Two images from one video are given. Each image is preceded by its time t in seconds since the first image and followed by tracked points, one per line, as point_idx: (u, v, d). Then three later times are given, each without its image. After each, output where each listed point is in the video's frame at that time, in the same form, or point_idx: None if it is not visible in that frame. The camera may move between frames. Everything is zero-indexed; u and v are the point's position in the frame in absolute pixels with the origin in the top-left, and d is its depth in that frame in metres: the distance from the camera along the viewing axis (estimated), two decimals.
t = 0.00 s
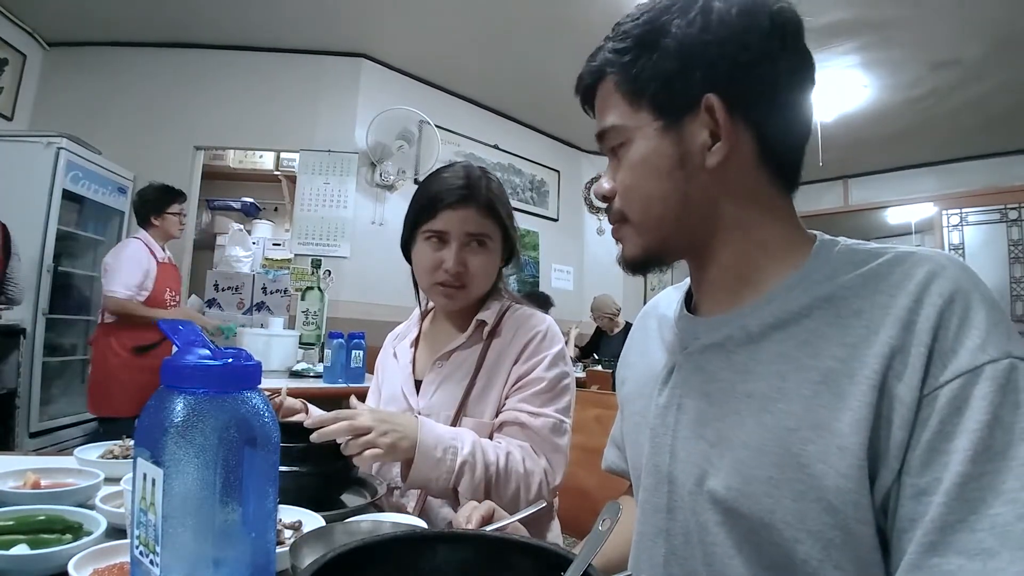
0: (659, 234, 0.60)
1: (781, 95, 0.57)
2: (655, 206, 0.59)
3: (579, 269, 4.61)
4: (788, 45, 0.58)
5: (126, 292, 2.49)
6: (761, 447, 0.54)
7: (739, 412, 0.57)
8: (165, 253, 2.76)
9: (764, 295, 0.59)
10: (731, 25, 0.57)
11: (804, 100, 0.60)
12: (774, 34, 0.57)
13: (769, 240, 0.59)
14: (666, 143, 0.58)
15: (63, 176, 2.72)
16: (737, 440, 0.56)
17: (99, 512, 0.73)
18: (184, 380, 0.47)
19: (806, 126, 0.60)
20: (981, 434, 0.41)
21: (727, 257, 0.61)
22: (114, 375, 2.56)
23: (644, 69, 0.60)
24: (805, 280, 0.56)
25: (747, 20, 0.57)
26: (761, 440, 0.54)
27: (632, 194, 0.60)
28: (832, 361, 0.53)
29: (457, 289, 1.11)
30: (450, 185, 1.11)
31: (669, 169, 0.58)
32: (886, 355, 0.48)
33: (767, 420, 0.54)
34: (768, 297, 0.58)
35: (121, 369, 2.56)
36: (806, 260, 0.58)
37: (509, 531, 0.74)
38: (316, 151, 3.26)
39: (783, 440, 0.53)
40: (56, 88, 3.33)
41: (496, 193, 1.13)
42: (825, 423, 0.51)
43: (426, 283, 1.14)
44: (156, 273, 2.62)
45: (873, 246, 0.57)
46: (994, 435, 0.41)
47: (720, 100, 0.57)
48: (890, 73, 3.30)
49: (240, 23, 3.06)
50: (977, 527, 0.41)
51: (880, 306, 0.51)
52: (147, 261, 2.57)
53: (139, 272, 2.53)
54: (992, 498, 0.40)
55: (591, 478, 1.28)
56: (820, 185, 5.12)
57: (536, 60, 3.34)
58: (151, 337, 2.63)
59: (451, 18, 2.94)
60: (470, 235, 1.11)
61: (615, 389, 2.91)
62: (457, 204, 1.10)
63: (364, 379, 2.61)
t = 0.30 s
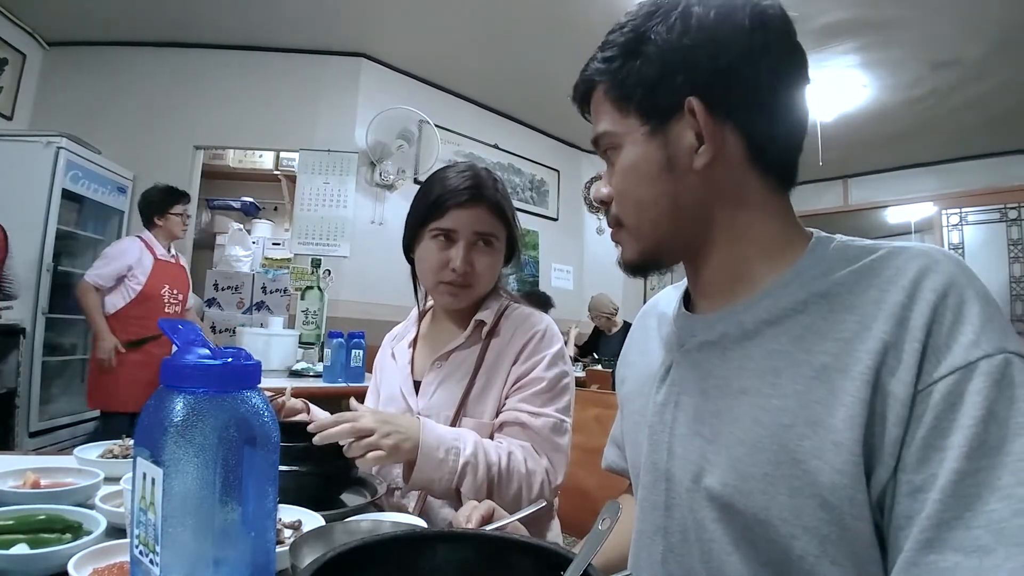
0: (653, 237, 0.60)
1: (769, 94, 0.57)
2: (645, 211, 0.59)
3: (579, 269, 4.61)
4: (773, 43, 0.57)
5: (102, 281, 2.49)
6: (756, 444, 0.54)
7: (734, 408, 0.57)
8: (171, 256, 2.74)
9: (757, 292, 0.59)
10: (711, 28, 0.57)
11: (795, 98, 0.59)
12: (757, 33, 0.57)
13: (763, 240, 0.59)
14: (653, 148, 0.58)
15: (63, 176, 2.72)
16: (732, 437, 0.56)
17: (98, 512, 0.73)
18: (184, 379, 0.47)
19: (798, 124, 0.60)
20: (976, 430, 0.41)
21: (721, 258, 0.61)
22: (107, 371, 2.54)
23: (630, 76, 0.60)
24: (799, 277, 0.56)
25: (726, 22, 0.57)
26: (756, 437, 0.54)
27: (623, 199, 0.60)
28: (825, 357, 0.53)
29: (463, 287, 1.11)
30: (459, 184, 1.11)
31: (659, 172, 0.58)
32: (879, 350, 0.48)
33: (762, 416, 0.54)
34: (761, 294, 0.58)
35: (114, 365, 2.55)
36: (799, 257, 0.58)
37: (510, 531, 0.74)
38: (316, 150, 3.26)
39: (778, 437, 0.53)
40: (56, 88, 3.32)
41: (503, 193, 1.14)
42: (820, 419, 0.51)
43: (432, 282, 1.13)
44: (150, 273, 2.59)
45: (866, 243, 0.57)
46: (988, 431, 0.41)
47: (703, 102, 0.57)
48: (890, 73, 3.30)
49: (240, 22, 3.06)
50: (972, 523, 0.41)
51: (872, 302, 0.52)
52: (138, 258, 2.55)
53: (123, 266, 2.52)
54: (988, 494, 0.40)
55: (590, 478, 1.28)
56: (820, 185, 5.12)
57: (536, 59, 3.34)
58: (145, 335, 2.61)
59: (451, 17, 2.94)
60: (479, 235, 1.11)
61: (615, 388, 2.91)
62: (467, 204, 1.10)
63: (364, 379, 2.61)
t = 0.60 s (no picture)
0: (658, 239, 0.60)
1: (772, 95, 0.57)
2: (652, 210, 0.59)
3: (579, 270, 4.61)
4: (774, 43, 0.57)
5: (100, 285, 2.50)
6: (757, 445, 0.54)
7: (736, 408, 0.57)
8: (172, 258, 2.73)
9: (760, 293, 0.59)
10: (719, 27, 0.57)
11: (796, 98, 0.60)
12: (761, 33, 0.57)
13: (768, 241, 0.59)
14: (662, 147, 0.58)
15: (63, 176, 2.72)
16: (733, 437, 0.56)
17: (98, 512, 0.73)
18: (184, 380, 0.47)
19: (799, 126, 0.60)
20: (978, 432, 0.41)
21: (724, 259, 0.61)
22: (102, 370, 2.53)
23: (636, 73, 0.60)
24: (801, 277, 0.56)
25: (733, 20, 0.57)
26: (757, 438, 0.54)
27: (630, 198, 0.59)
28: (827, 358, 0.53)
29: (463, 287, 1.11)
30: (458, 183, 1.11)
31: (665, 172, 0.58)
32: (881, 351, 0.49)
33: (762, 417, 0.55)
34: (763, 294, 0.58)
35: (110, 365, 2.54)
36: (801, 258, 0.58)
37: (509, 531, 0.74)
38: (316, 150, 3.26)
39: (778, 438, 0.53)
40: (56, 88, 3.32)
41: (502, 193, 1.14)
42: (821, 420, 0.51)
43: (431, 282, 1.13)
44: (147, 274, 2.60)
45: (869, 243, 0.57)
46: (991, 432, 0.41)
47: (711, 102, 0.57)
48: (889, 74, 3.31)
49: (240, 23, 3.06)
50: (975, 525, 0.40)
51: (876, 303, 0.51)
52: (134, 260, 2.55)
53: (119, 268, 2.53)
54: (990, 496, 0.40)
55: (591, 478, 1.28)
56: (819, 186, 5.13)
57: (536, 59, 3.34)
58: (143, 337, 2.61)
59: (451, 17, 2.94)
60: (479, 235, 1.11)
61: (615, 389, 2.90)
62: (467, 204, 1.10)
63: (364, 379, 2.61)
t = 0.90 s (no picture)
0: (703, 239, 0.59)
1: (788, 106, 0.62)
2: (708, 207, 0.57)
3: (579, 269, 4.60)
4: (788, 56, 0.62)
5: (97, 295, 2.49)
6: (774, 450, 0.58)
7: (751, 413, 0.62)
8: (166, 257, 2.67)
9: (773, 297, 0.63)
10: (757, 33, 0.60)
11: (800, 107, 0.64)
12: (786, 49, 0.62)
13: (786, 244, 0.63)
14: (719, 141, 0.57)
15: (63, 176, 2.72)
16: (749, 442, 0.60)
17: (98, 512, 0.73)
18: (184, 379, 0.47)
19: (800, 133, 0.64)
20: (991, 434, 0.44)
21: (751, 256, 0.63)
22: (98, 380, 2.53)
23: (682, 63, 0.58)
24: (813, 285, 0.60)
25: (763, 29, 0.60)
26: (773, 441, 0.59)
27: (686, 194, 0.56)
28: (843, 365, 0.56)
29: (464, 287, 1.11)
30: (457, 182, 1.11)
31: (720, 171, 0.57)
32: (898, 358, 0.52)
33: (778, 421, 0.59)
34: (778, 300, 0.62)
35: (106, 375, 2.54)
36: (813, 264, 0.62)
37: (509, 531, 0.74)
38: (316, 150, 3.26)
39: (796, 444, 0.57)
40: (56, 88, 3.32)
41: (499, 191, 1.14)
42: (840, 427, 0.55)
43: (432, 281, 1.13)
44: (139, 277, 2.56)
45: (880, 252, 0.60)
46: (1000, 439, 0.44)
47: (761, 105, 0.59)
48: (890, 73, 3.30)
49: (240, 23, 3.06)
50: (981, 527, 0.43)
51: (891, 312, 0.54)
52: (125, 264, 2.52)
53: (112, 274, 2.50)
54: (999, 500, 0.43)
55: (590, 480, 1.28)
56: (819, 185, 5.12)
57: (537, 60, 3.34)
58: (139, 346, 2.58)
59: (454, 19, 2.95)
60: (479, 232, 1.11)
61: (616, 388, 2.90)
62: (468, 202, 1.10)
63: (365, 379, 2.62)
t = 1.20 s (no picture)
0: (712, 239, 0.59)
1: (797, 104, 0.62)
2: (718, 209, 0.57)
3: (579, 269, 4.61)
4: (798, 50, 0.61)
5: (85, 296, 2.39)
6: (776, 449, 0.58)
7: (750, 410, 0.62)
8: (152, 253, 2.59)
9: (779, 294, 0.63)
10: (772, 31, 0.59)
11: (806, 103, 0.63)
12: (799, 47, 0.62)
13: (791, 244, 0.64)
14: (733, 143, 0.57)
15: (63, 176, 2.72)
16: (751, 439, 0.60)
17: (98, 512, 0.73)
18: (184, 379, 0.47)
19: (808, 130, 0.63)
20: (985, 419, 0.44)
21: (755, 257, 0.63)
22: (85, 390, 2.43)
23: (698, 61, 0.57)
24: (818, 285, 0.60)
25: (779, 25, 0.60)
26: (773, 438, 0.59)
27: (697, 196, 0.57)
28: (848, 363, 0.56)
29: (464, 287, 1.11)
30: (456, 182, 1.11)
31: (732, 174, 0.57)
32: (899, 353, 0.52)
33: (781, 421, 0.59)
34: (784, 297, 0.61)
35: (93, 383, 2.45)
36: (820, 264, 0.61)
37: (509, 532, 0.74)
38: (316, 150, 3.26)
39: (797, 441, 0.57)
40: (56, 88, 3.32)
41: (498, 190, 1.14)
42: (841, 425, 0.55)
43: (432, 280, 1.13)
44: (123, 272, 2.46)
45: (884, 252, 0.60)
46: (989, 430, 0.44)
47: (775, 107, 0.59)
48: (890, 74, 3.31)
49: (240, 23, 3.06)
50: (961, 514, 0.44)
51: (895, 309, 0.54)
52: (107, 260, 2.42)
53: (95, 273, 2.40)
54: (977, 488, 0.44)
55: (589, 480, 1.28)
56: (819, 186, 5.12)
57: (537, 60, 3.34)
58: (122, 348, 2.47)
59: (454, 19, 2.95)
60: (479, 232, 1.11)
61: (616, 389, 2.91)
62: (467, 202, 1.10)
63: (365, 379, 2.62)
